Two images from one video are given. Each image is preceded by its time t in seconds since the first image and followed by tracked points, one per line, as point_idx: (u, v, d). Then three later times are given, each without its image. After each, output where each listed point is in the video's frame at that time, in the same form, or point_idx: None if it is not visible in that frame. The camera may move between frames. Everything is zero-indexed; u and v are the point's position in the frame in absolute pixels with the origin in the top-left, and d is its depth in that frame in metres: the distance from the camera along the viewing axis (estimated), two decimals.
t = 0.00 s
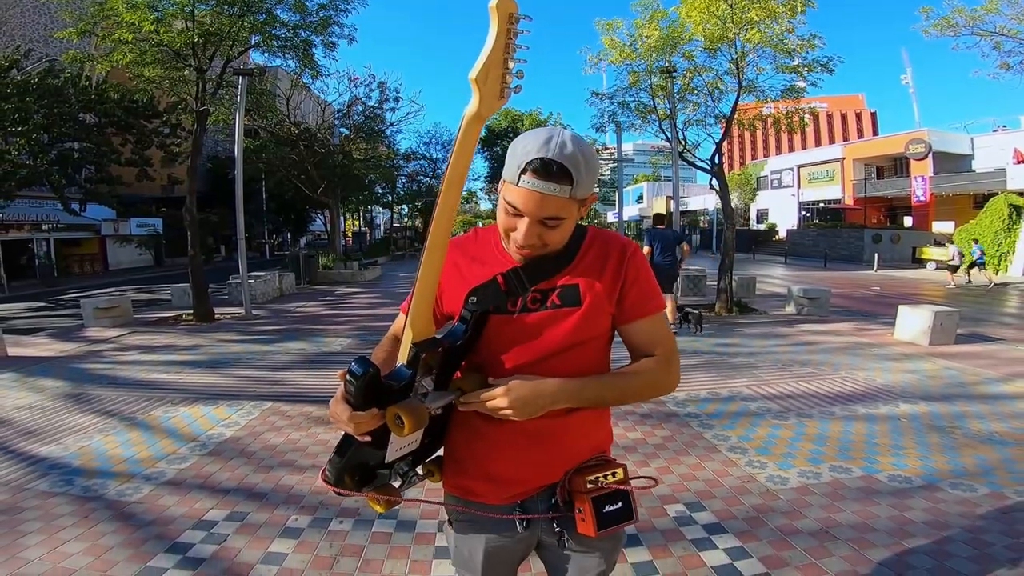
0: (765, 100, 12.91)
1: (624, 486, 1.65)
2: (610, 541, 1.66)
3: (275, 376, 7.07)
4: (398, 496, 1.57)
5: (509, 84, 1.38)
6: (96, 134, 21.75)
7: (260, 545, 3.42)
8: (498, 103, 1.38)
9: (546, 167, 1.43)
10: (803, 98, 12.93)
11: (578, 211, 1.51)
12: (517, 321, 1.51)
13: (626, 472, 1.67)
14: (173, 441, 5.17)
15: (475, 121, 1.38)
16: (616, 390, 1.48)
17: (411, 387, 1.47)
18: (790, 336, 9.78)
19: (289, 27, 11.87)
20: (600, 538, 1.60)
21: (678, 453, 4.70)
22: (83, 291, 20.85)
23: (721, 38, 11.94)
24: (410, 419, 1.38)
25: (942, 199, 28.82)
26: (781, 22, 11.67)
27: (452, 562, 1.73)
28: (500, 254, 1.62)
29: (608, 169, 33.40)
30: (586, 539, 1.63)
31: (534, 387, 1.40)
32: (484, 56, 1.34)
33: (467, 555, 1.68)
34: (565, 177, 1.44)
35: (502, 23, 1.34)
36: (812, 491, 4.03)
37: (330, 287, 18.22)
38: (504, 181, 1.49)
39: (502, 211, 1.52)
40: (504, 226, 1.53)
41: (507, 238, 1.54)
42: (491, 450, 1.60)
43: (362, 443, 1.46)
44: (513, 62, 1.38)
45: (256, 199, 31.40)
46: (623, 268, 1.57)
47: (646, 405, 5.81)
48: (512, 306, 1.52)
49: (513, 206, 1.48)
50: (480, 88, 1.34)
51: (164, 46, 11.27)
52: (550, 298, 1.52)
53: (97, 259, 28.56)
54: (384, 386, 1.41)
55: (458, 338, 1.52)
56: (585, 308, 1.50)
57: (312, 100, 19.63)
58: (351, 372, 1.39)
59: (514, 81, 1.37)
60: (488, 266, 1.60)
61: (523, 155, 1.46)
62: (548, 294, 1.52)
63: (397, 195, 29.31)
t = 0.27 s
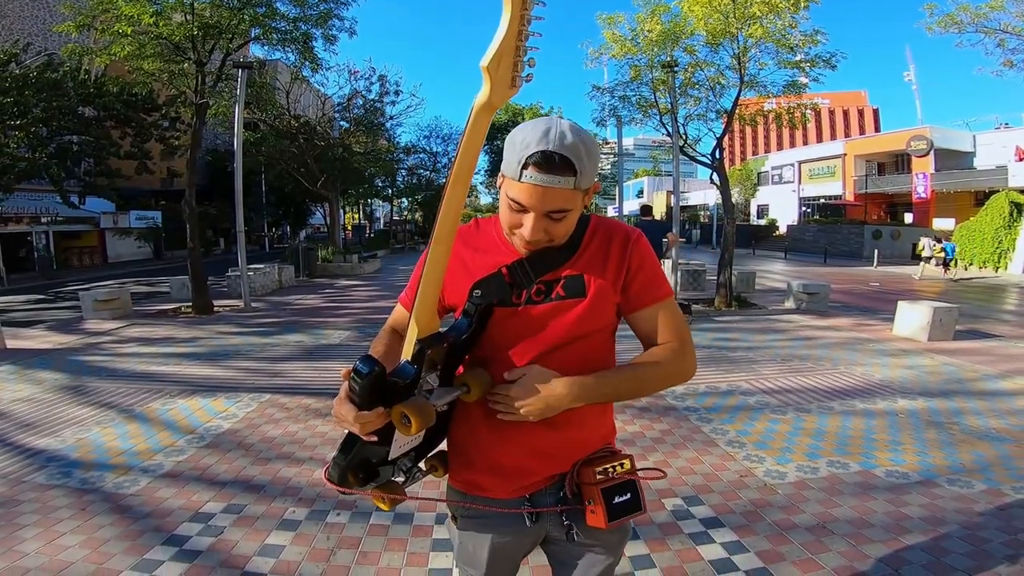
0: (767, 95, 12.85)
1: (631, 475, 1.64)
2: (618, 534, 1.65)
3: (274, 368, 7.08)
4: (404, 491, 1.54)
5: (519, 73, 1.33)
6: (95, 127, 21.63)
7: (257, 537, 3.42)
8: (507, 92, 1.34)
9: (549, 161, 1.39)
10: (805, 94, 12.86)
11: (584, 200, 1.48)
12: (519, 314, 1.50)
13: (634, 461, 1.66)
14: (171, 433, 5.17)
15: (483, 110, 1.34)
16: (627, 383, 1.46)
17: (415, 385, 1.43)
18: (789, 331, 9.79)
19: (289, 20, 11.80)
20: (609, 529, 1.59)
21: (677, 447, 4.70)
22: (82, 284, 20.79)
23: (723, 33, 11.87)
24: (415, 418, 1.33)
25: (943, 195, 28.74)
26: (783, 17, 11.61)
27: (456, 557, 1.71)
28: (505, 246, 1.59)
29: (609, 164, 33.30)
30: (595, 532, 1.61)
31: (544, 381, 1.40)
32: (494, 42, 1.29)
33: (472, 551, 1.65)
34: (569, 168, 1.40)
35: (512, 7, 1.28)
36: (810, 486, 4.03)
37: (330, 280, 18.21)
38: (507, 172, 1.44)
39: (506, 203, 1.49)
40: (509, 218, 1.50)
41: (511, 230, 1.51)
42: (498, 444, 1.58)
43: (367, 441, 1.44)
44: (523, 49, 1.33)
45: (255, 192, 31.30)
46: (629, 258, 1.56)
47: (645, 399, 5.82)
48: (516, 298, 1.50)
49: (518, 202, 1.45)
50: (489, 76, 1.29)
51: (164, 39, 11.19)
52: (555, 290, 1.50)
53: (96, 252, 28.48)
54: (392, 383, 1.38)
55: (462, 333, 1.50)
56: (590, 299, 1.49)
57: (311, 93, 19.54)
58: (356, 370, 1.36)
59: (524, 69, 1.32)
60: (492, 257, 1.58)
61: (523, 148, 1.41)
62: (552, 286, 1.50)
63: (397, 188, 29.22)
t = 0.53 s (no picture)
0: (773, 90, 12.70)
1: (630, 475, 1.59)
2: (615, 536, 1.59)
3: (273, 360, 7.05)
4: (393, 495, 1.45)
5: (535, 50, 1.22)
6: (98, 119, 21.56)
7: (249, 531, 3.37)
8: (522, 72, 1.22)
9: (565, 124, 1.30)
10: (812, 89, 12.69)
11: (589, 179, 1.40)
12: (513, 311, 1.42)
13: (633, 460, 1.60)
14: (167, 425, 5.13)
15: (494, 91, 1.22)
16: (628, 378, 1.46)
17: (405, 390, 1.28)
18: (792, 327, 9.72)
19: (290, 12, 11.69)
20: (607, 530, 1.53)
21: (676, 443, 4.64)
22: (85, 275, 20.78)
23: (730, 26, 11.71)
24: (408, 430, 1.21)
25: (950, 193, 28.50)
26: (791, 12, 11.45)
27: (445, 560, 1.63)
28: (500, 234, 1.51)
29: (613, 158, 33.17)
30: (592, 534, 1.56)
31: (550, 381, 1.34)
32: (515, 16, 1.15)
33: (464, 553, 1.58)
34: (581, 136, 1.32)
35: None
36: (811, 484, 3.96)
37: (331, 271, 18.19)
38: (512, 144, 1.32)
39: (506, 183, 1.37)
40: (510, 203, 1.38)
41: (511, 215, 1.40)
42: (492, 442, 1.51)
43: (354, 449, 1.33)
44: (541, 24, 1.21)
45: (257, 184, 31.24)
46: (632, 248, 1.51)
47: (645, 394, 5.76)
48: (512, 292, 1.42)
49: (523, 175, 1.33)
50: (505, 54, 1.17)
51: (165, 30, 11.08)
52: (555, 280, 1.43)
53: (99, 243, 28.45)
54: (386, 391, 1.23)
55: (456, 333, 1.39)
56: (592, 292, 1.44)
57: (314, 85, 19.43)
58: (343, 381, 1.20)
59: (541, 46, 1.21)
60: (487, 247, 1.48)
61: (533, 114, 1.31)
62: (551, 277, 1.43)
63: (399, 180, 29.12)
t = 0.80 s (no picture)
0: (782, 84, 12.52)
1: (634, 472, 1.53)
2: (617, 536, 1.54)
3: (274, 353, 7.02)
4: (387, 504, 1.34)
5: (544, 29, 1.08)
6: (105, 113, 21.59)
7: (243, 527, 3.33)
8: (530, 55, 1.08)
9: (568, 100, 1.21)
10: (822, 84, 12.51)
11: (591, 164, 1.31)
12: (512, 309, 1.34)
13: (636, 456, 1.55)
14: (166, 419, 5.09)
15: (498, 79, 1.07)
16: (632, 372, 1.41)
17: (397, 404, 1.20)
18: (798, 323, 9.61)
19: (295, 5, 11.60)
20: (611, 531, 1.47)
21: (680, 440, 4.56)
22: (92, 268, 20.83)
23: (739, 20, 11.54)
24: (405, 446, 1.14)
25: (960, 190, 28.18)
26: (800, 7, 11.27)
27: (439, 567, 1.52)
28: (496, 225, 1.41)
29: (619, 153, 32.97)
30: (595, 535, 1.50)
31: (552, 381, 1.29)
32: None
33: (459, 557, 1.48)
34: (584, 112, 1.23)
35: None
36: (817, 484, 3.88)
37: (336, 265, 18.17)
38: (508, 125, 1.21)
39: (503, 168, 1.26)
40: (506, 191, 1.28)
41: (509, 204, 1.30)
42: (489, 444, 1.42)
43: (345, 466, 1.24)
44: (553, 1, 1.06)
45: (263, 178, 31.26)
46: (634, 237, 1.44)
47: (649, 390, 5.68)
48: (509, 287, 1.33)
49: (521, 158, 1.22)
50: (510, 33, 1.02)
51: (169, 24, 11.00)
52: (556, 274, 1.35)
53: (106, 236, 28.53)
54: (377, 408, 1.15)
55: (449, 339, 1.30)
56: (595, 287, 1.37)
57: (319, 79, 19.35)
58: (332, 403, 1.13)
59: (552, 22, 1.08)
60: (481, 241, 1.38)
61: (531, 90, 1.20)
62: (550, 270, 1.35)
63: (405, 175, 29.06)
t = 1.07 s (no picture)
0: (790, 79, 12.37)
1: (637, 472, 1.49)
2: (618, 537, 1.50)
3: (278, 347, 7.02)
4: (386, 501, 1.29)
5: (560, 14, 1.01)
6: (113, 108, 21.65)
7: (243, 521, 3.31)
8: (543, 42, 1.02)
9: (570, 85, 1.15)
10: (832, 79, 12.34)
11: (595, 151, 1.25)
12: (514, 304, 1.30)
13: (640, 456, 1.50)
14: (169, 412, 5.09)
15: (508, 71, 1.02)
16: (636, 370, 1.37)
17: (396, 410, 1.14)
18: (806, 319, 9.52)
19: None
20: (612, 531, 1.44)
21: (684, 437, 4.51)
22: (101, 262, 20.93)
23: (746, 15, 11.41)
24: (402, 455, 1.09)
25: (972, 186, 27.85)
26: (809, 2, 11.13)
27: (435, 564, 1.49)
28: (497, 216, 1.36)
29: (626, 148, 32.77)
30: (595, 535, 1.46)
31: (552, 379, 1.25)
32: None
33: (455, 554, 1.44)
34: (587, 97, 1.17)
35: None
36: (823, 483, 3.82)
37: (341, 259, 18.19)
38: (507, 111, 1.15)
39: (500, 158, 1.20)
40: (506, 182, 1.22)
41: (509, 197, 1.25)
42: (488, 439, 1.38)
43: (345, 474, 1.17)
44: None
45: (270, 172, 31.31)
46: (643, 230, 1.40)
47: (654, 386, 5.64)
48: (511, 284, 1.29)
49: (517, 149, 1.17)
50: (523, 16, 0.96)
51: (174, 19, 10.99)
52: (559, 269, 1.31)
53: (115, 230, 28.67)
54: (376, 413, 1.11)
55: (449, 340, 1.25)
56: (600, 283, 1.33)
57: (325, 74, 19.32)
58: (329, 413, 1.06)
59: (568, 9, 1.01)
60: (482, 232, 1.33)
61: (529, 75, 1.14)
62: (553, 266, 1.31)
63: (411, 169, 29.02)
